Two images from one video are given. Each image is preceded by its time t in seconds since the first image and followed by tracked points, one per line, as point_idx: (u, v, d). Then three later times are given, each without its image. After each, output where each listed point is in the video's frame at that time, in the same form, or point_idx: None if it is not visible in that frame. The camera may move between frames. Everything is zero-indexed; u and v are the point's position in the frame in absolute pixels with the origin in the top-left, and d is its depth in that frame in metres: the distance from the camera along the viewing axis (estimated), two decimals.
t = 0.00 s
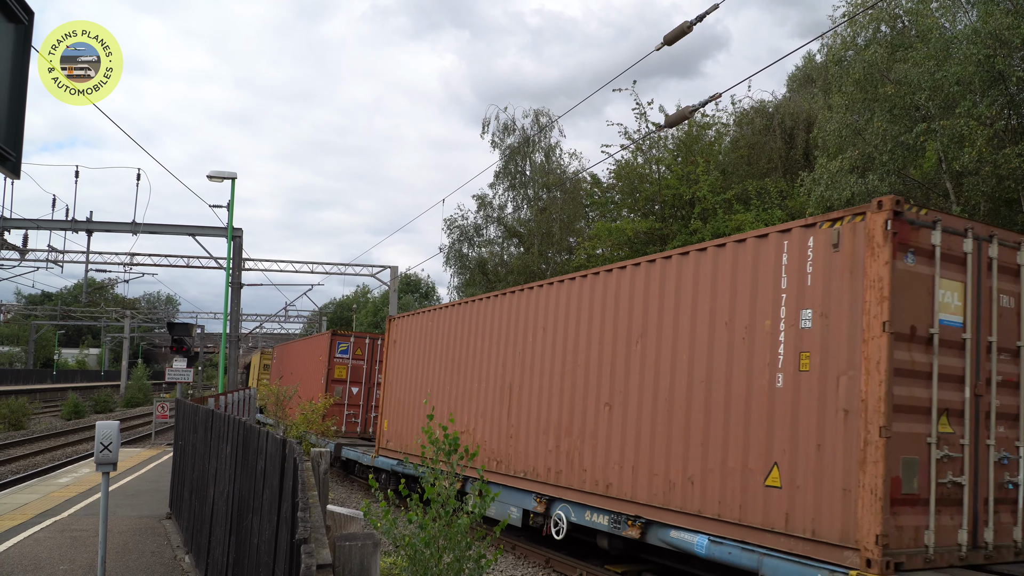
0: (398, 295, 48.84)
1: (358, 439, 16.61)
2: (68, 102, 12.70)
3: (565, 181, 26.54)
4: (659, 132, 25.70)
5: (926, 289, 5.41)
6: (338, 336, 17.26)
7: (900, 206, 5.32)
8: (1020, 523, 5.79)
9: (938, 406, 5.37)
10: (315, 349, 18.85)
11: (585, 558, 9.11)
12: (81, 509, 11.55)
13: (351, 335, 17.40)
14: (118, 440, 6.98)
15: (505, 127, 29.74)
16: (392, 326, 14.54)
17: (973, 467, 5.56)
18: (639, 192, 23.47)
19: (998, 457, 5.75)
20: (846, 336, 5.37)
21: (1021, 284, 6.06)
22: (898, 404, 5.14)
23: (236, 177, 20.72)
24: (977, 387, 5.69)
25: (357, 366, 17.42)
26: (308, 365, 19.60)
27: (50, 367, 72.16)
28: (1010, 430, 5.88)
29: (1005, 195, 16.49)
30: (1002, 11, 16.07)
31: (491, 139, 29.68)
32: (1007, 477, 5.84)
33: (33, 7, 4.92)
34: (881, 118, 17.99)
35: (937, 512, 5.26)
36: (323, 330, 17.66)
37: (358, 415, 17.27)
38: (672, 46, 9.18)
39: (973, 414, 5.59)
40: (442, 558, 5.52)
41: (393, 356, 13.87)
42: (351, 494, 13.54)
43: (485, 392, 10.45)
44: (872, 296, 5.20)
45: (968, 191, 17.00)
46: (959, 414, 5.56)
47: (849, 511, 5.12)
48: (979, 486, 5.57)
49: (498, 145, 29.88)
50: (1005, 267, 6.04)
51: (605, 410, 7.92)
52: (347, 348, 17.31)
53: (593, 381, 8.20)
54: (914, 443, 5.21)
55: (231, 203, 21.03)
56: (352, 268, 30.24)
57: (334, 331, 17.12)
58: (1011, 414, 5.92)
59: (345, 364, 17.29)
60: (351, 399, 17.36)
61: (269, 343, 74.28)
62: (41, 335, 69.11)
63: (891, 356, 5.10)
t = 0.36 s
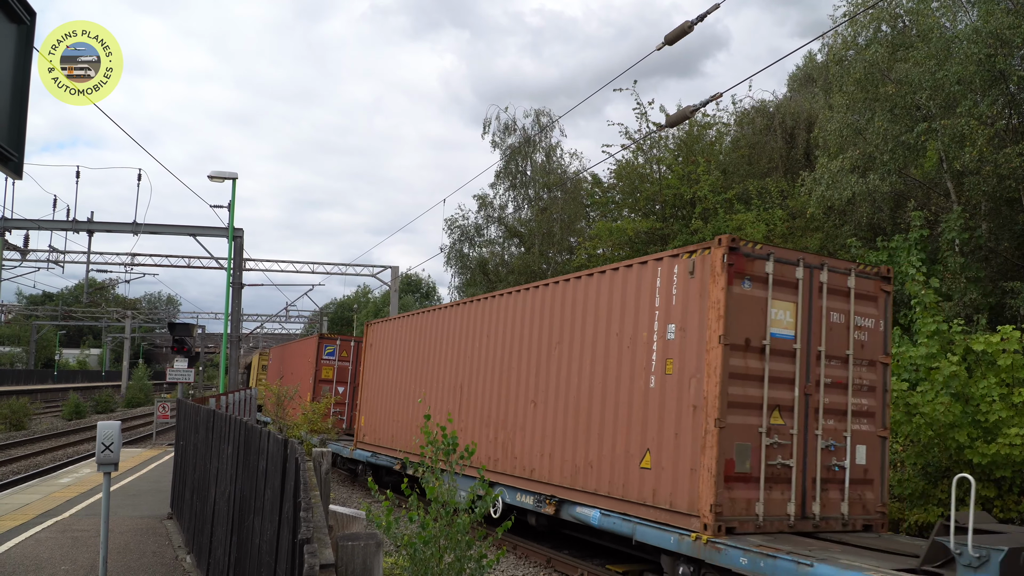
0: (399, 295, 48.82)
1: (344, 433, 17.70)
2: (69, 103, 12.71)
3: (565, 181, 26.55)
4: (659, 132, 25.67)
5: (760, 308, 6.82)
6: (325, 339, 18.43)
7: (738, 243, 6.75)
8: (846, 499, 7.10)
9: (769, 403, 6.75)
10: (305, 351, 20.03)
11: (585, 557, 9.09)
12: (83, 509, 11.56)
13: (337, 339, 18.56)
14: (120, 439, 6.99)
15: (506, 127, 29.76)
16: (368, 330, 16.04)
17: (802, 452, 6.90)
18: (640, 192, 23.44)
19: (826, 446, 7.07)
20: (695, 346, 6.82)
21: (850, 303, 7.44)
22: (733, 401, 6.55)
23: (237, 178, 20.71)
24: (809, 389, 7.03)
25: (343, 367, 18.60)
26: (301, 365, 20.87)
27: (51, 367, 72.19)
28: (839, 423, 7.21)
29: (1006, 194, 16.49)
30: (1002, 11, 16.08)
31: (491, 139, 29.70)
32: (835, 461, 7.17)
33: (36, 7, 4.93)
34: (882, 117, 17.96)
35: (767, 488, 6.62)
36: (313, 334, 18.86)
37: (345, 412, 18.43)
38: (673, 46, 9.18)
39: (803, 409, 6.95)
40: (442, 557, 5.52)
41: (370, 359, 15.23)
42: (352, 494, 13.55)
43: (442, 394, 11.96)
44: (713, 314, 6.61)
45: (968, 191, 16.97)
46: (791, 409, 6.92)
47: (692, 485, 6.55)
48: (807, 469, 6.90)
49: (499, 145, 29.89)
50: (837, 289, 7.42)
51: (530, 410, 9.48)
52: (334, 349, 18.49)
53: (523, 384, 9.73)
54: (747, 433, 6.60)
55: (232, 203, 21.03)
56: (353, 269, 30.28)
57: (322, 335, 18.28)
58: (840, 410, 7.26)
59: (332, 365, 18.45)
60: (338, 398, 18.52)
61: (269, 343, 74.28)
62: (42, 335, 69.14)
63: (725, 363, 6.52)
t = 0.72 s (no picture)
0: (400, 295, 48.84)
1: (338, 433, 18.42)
2: (69, 103, 12.72)
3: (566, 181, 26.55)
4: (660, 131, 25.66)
5: (649, 321, 8.44)
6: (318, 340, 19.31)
7: (629, 268, 8.35)
8: (725, 480, 8.76)
9: (656, 400, 8.40)
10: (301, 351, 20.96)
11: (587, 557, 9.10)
12: (84, 510, 11.58)
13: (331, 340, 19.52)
14: (121, 440, 7.01)
15: (506, 127, 29.75)
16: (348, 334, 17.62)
17: (686, 441, 8.58)
18: (639, 191, 23.43)
19: (708, 436, 8.77)
20: (595, 352, 8.46)
21: (731, 316, 9.06)
22: (624, 398, 8.19)
23: (238, 178, 20.73)
24: (693, 389, 8.70)
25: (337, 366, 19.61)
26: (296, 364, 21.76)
27: (53, 368, 72.34)
28: (720, 417, 8.88)
29: (1006, 192, 16.48)
30: (1003, 9, 16.07)
31: (491, 139, 29.70)
32: (717, 448, 8.84)
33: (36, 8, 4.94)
34: (882, 116, 17.94)
35: (653, 470, 8.30)
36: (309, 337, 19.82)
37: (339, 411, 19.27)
38: (673, 45, 9.19)
39: (687, 405, 8.62)
40: (443, 557, 5.53)
41: (352, 359, 16.68)
42: (354, 494, 13.58)
43: (407, 391, 13.49)
44: (607, 328, 8.23)
45: (969, 190, 16.95)
46: (677, 405, 8.57)
47: (591, 467, 8.20)
48: (690, 454, 8.59)
49: (499, 145, 29.89)
50: (720, 304, 9.04)
51: (476, 405, 11.11)
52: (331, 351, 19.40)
53: (472, 382, 11.32)
54: (637, 424, 8.27)
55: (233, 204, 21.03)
56: (354, 269, 30.28)
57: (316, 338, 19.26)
58: (721, 405, 8.92)
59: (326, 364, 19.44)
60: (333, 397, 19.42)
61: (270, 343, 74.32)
62: (43, 336, 69.19)
63: (617, 366, 8.14)
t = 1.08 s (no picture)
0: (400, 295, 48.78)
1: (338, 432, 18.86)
2: (70, 103, 12.73)
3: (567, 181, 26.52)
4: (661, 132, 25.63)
5: (570, 330, 9.41)
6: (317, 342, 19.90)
7: (552, 285, 9.29)
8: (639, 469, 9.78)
9: (576, 398, 9.40)
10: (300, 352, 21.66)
11: (587, 558, 9.11)
12: (84, 509, 11.55)
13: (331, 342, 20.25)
14: (122, 439, 7.00)
15: (507, 127, 29.75)
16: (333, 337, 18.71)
17: (603, 434, 9.54)
18: (640, 192, 23.39)
19: (624, 430, 9.74)
20: (522, 357, 9.40)
21: (644, 326, 10.02)
22: (547, 396, 9.15)
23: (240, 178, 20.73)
24: (610, 390, 9.67)
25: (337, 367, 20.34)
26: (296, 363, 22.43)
27: (53, 367, 72.37)
28: (635, 414, 9.85)
29: (1008, 194, 16.46)
30: (1005, 10, 16.05)
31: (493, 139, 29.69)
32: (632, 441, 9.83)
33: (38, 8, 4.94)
34: (883, 117, 17.92)
35: (573, 458, 9.28)
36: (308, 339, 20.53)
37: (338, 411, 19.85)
38: (675, 46, 9.18)
39: (604, 403, 9.58)
40: (443, 557, 5.52)
41: (336, 360, 17.77)
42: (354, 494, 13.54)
43: (378, 390, 14.56)
44: (533, 336, 9.18)
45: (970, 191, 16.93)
46: (595, 403, 9.54)
47: (518, 457, 9.17)
48: (607, 446, 9.56)
49: (500, 145, 29.86)
50: (635, 316, 9.99)
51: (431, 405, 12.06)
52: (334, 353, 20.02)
53: (427, 383, 12.27)
54: (559, 419, 9.25)
55: (233, 203, 21.02)
56: (354, 268, 30.31)
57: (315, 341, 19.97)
58: (636, 404, 9.88)
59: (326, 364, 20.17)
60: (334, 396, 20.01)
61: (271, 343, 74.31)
62: (44, 335, 69.19)
63: (540, 369, 9.12)
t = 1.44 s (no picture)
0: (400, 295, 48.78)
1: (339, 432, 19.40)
2: (70, 103, 12.74)
3: (569, 181, 26.52)
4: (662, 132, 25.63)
5: (511, 336, 10.67)
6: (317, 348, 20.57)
7: (494, 297, 10.57)
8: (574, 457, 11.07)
9: (518, 396, 10.66)
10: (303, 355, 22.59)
11: (589, 558, 9.09)
12: (86, 510, 11.56)
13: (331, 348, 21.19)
14: (123, 440, 6.99)
15: (508, 127, 29.75)
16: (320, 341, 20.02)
17: (541, 428, 10.82)
18: (641, 191, 23.39)
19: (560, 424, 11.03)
20: (470, 360, 10.68)
21: (580, 332, 11.23)
22: (490, 394, 10.43)
23: (241, 178, 20.74)
24: (549, 389, 10.94)
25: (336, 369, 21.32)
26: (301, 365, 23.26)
27: (54, 368, 72.40)
28: (571, 409, 11.10)
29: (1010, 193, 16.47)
30: (1006, 9, 16.03)
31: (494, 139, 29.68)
32: (568, 433, 11.10)
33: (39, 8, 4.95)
34: (884, 116, 17.92)
35: (514, 449, 10.58)
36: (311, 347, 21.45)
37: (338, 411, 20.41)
38: (676, 46, 9.17)
39: (542, 401, 10.84)
40: (444, 557, 5.52)
41: (325, 362, 19.08)
42: (355, 494, 13.54)
43: (357, 389, 15.89)
44: (478, 342, 10.46)
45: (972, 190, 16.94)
46: (534, 400, 10.81)
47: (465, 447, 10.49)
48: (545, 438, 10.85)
49: (502, 145, 29.85)
50: (571, 323, 11.21)
51: (402, 402, 13.37)
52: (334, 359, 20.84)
53: (400, 384, 13.53)
54: (501, 414, 10.54)
55: (234, 203, 21.01)
56: (355, 268, 30.33)
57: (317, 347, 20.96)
58: (572, 401, 11.14)
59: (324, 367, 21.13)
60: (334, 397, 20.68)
61: (272, 343, 74.32)
62: (45, 336, 69.20)
63: (484, 371, 10.39)
